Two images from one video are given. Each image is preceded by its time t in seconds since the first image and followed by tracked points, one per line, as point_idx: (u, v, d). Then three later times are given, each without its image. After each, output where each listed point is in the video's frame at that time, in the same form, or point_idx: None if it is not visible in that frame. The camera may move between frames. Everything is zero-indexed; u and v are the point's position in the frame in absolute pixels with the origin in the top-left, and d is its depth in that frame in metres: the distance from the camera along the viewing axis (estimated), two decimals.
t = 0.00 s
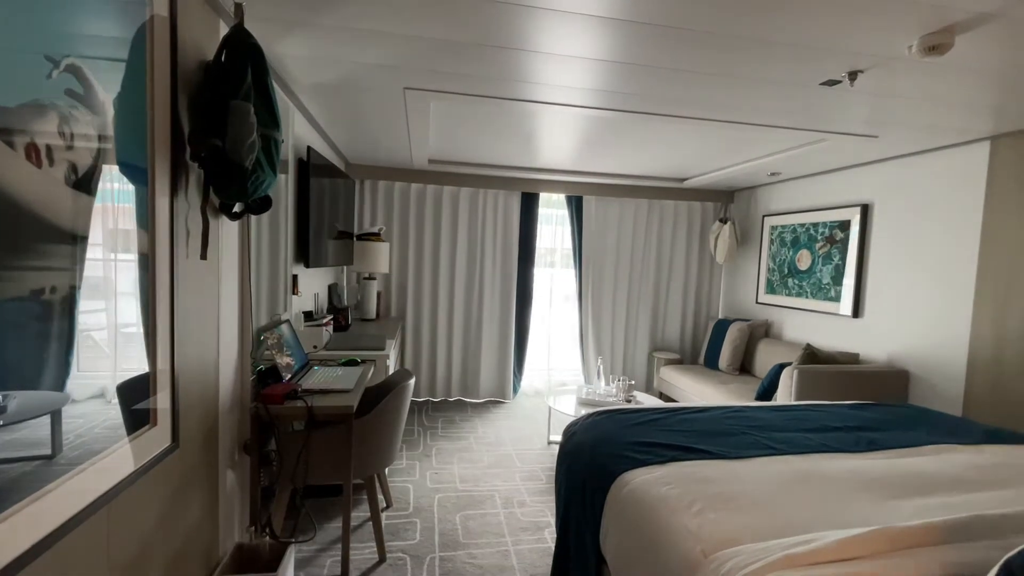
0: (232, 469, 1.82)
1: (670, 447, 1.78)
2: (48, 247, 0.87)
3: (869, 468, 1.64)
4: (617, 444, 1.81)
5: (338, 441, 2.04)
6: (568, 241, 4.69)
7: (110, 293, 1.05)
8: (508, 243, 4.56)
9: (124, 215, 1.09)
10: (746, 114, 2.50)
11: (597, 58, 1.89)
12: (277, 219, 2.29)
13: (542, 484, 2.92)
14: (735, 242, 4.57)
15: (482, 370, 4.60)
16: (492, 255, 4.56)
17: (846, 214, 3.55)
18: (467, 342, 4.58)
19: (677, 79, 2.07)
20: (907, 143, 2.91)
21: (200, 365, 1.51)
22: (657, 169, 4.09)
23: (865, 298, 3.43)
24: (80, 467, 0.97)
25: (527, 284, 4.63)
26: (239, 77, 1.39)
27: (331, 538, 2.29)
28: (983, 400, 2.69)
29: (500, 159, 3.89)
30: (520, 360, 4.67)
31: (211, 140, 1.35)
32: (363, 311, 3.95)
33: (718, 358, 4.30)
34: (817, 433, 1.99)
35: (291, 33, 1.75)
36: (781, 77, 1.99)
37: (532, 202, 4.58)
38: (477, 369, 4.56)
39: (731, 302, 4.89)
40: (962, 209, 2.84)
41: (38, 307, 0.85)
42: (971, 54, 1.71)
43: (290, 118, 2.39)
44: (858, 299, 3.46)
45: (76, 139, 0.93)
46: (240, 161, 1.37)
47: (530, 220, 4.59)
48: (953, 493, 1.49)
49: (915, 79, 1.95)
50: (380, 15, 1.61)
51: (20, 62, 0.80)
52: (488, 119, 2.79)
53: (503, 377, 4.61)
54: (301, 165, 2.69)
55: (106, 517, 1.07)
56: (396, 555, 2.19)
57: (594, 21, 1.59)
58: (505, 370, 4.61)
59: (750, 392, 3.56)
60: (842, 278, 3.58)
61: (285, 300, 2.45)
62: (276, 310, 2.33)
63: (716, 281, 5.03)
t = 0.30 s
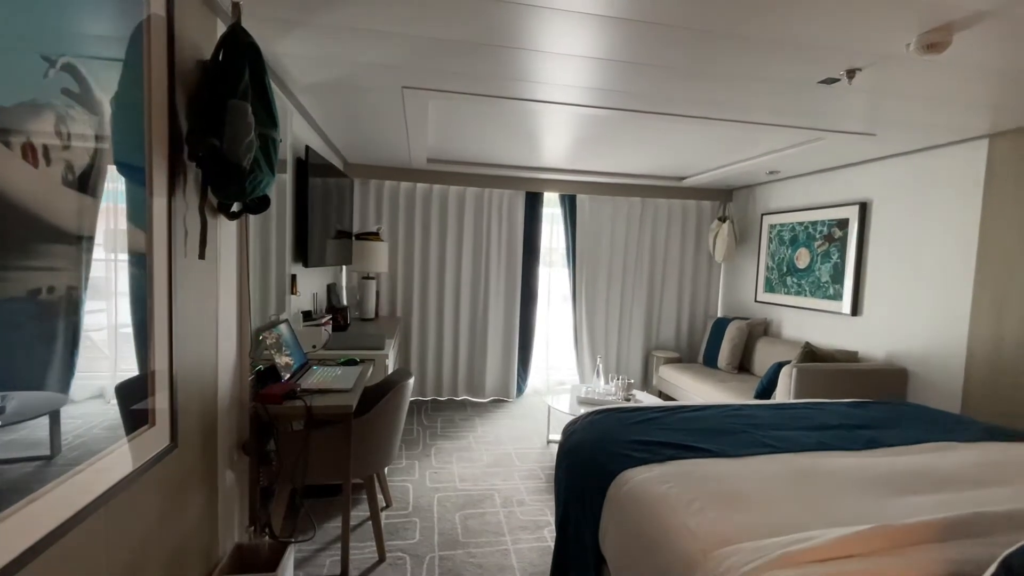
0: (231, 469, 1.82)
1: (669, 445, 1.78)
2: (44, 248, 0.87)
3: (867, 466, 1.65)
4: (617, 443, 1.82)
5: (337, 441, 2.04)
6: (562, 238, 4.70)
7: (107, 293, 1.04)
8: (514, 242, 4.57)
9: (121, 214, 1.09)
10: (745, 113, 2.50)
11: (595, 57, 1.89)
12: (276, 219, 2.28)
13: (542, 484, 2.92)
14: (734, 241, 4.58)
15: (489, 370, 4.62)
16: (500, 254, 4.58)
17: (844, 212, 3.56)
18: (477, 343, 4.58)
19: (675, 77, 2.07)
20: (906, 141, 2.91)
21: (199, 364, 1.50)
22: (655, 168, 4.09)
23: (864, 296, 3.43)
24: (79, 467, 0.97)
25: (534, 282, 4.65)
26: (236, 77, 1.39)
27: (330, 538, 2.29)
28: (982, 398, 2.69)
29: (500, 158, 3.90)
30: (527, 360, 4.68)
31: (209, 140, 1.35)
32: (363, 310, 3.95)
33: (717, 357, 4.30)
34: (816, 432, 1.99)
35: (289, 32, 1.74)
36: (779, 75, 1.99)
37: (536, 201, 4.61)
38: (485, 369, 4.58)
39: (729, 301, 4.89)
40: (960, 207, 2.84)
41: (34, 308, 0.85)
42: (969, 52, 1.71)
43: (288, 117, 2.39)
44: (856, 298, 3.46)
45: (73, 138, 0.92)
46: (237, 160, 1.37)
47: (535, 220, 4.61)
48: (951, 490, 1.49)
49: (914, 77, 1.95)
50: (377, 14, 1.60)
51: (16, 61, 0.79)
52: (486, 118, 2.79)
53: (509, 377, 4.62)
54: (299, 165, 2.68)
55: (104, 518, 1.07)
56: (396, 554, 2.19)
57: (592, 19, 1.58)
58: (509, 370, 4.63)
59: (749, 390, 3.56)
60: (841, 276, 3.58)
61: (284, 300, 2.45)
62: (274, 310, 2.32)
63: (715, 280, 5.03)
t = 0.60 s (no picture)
0: (229, 469, 1.82)
1: (668, 445, 1.78)
2: (38, 248, 0.86)
3: (864, 464, 1.65)
4: (615, 443, 1.82)
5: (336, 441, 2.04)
6: (562, 238, 4.69)
7: (104, 294, 1.04)
8: (516, 242, 4.58)
9: (118, 215, 1.08)
10: (743, 112, 2.50)
11: (593, 56, 1.88)
12: (273, 219, 2.28)
13: (541, 483, 2.93)
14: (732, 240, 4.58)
15: (492, 369, 4.63)
16: (501, 253, 4.59)
17: (843, 211, 3.56)
18: (479, 343, 4.60)
19: (672, 77, 2.07)
20: (904, 140, 2.91)
21: (197, 365, 1.50)
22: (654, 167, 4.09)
23: (862, 295, 3.44)
24: (76, 468, 0.97)
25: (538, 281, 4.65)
26: (232, 77, 1.40)
27: (329, 538, 2.29)
28: (979, 395, 2.70)
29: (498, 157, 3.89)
30: (529, 359, 4.69)
31: (206, 140, 1.34)
32: (362, 311, 3.95)
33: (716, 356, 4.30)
34: (814, 430, 1.99)
35: (285, 31, 1.74)
36: (777, 74, 1.99)
37: (539, 201, 4.60)
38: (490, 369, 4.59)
39: (728, 300, 4.90)
40: (959, 206, 2.84)
41: (30, 308, 0.85)
42: (966, 51, 1.71)
43: (286, 118, 2.38)
44: (855, 296, 3.46)
45: (68, 139, 0.92)
46: (235, 160, 1.37)
47: (536, 219, 4.61)
48: (949, 488, 1.50)
49: (911, 75, 1.95)
50: (373, 14, 1.60)
51: (11, 61, 0.79)
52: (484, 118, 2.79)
53: (512, 376, 4.63)
54: (297, 165, 2.68)
55: (102, 519, 1.07)
56: (395, 554, 2.19)
57: (590, 18, 1.58)
58: (510, 369, 4.64)
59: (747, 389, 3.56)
60: (839, 275, 3.58)
61: (282, 301, 2.44)
62: (272, 310, 2.32)
63: (713, 279, 5.03)
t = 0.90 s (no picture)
0: (228, 470, 1.81)
1: (667, 444, 1.78)
2: (34, 249, 0.86)
3: (862, 463, 1.65)
4: (614, 442, 1.81)
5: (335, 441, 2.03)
6: (562, 237, 4.69)
7: (102, 295, 1.03)
8: (519, 240, 4.59)
9: (114, 215, 1.08)
10: (741, 111, 2.49)
11: (591, 55, 1.88)
12: (271, 219, 2.27)
13: (540, 483, 2.92)
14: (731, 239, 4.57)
15: (492, 369, 4.63)
16: (504, 252, 4.59)
17: (841, 210, 3.56)
18: (480, 343, 4.60)
19: (670, 75, 2.06)
20: (904, 138, 2.91)
21: (195, 366, 1.50)
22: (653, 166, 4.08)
23: (861, 294, 3.44)
24: (76, 468, 0.96)
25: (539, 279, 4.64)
26: (230, 77, 1.39)
27: (329, 539, 2.28)
28: (978, 394, 2.70)
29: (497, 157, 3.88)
30: (530, 359, 4.69)
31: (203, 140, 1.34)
32: (361, 311, 3.94)
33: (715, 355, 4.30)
34: (813, 429, 1.99)
35: (283, 31, 1.73)
36: (775, 73, 1.99)
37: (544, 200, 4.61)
38: (492, 368, 4.59)
39: (727, 299, 4.90)
40: (958, 204, 2.84)
41: (27, 309, 0.84)
42: (964, 49, 1.71)
43: (283, 118, 2.38)
44: (854, 295, 3.46)
45: (63, 139, 0.92)
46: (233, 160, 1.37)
47: (539, 218, 4.61)
48: (948, 487, 1.50)
49: (910, 74, 1.95)
50: (371, 13, 1.59)
51: (5, 60, 0.78)
52: (483, 117, 2.79)
53: (512, 376, 4.63)
54: (295, 164, 2.67)
55: (101, 521, 1.06)
56: (394, 554, 2.18)
57: (588, 16, 1.58)
58: (511, 369, 4.64)
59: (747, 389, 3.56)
60: (838, 273, 3.58)
61: (280, 301, 2.44)
62: (270, 310, 2.31)
63: (713, 278, 5.03)
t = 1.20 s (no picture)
0: (228, 470, 1.81)
1: (667, 443, 1.78)
2: (34, 248, 0.86)
3: (862, 461, 1.65)
4: (614, 441, 1.81)
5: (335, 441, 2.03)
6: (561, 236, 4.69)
7: (101, 295, 1.03)
8: (522, 240, 4.60)
9: (114, 214, 1.07)
10: (740, 110, 2.49)
11: (590, 53, 1.88)
12: (270, 219, 2.27)
13: (540, 482, 2.92)
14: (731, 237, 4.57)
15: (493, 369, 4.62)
16: (507, 252, 4.59)
17: (840, 208, 3.56)
18: (480, 342, 4.60)
19: (669, 74, 2.06)
20: (903, 137, 2.91)
21: (195, 365, 1.50)
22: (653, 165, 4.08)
23: (860, 293, 3.44)
24: (77, 468, 0.96)
25: (538, 278, 4.64)
26: (228, 77, 1.39)
27: (329, 539, 2.28)
28: (978, 392, 2.70)
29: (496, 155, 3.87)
30: (531, 358, 4.69)
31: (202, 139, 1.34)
32: (360, 310, 3.93)
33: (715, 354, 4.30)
34: (813, 428, 1.99)
35: (282, 31, 1.73)
36: (774, 71, 1.99)
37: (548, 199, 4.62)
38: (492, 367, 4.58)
39: (727, 297, 4.90)
40: (957, 203, 2.84)
41: (26, 309, 0.84)
42: (964, 48, 1.71)
43: (283, 117, 2.38)
44: (853, 294, 3.46)
45: (62, 139, 0.91)
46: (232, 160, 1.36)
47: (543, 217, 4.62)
48: (947, 485, 1.50)
49: (909, 73, 1.95)
50: (370, 12, 1.59)
51: (4, 60, 0.78)
52: (484, 116, 2.79)
53: (513, 375, 4.63)
54: (294, 164, 2.66)
55: (101, 521, 1.06)
56: (394, 554, 2.18)
57: (588, 15, 1.57)
58: (512, 368, 4.63)
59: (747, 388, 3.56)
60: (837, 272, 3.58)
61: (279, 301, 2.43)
62: (270, 310, 2.31)
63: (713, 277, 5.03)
